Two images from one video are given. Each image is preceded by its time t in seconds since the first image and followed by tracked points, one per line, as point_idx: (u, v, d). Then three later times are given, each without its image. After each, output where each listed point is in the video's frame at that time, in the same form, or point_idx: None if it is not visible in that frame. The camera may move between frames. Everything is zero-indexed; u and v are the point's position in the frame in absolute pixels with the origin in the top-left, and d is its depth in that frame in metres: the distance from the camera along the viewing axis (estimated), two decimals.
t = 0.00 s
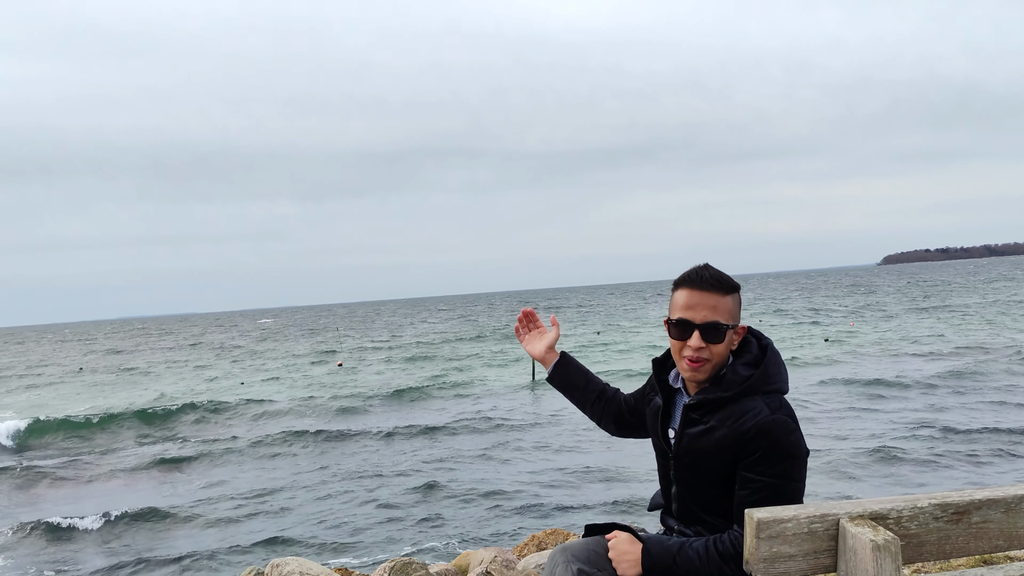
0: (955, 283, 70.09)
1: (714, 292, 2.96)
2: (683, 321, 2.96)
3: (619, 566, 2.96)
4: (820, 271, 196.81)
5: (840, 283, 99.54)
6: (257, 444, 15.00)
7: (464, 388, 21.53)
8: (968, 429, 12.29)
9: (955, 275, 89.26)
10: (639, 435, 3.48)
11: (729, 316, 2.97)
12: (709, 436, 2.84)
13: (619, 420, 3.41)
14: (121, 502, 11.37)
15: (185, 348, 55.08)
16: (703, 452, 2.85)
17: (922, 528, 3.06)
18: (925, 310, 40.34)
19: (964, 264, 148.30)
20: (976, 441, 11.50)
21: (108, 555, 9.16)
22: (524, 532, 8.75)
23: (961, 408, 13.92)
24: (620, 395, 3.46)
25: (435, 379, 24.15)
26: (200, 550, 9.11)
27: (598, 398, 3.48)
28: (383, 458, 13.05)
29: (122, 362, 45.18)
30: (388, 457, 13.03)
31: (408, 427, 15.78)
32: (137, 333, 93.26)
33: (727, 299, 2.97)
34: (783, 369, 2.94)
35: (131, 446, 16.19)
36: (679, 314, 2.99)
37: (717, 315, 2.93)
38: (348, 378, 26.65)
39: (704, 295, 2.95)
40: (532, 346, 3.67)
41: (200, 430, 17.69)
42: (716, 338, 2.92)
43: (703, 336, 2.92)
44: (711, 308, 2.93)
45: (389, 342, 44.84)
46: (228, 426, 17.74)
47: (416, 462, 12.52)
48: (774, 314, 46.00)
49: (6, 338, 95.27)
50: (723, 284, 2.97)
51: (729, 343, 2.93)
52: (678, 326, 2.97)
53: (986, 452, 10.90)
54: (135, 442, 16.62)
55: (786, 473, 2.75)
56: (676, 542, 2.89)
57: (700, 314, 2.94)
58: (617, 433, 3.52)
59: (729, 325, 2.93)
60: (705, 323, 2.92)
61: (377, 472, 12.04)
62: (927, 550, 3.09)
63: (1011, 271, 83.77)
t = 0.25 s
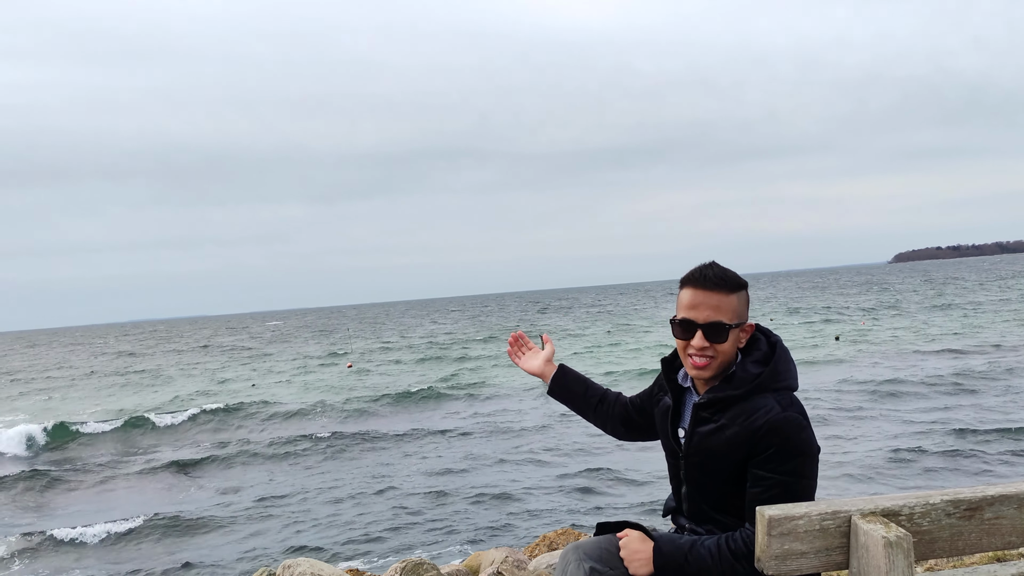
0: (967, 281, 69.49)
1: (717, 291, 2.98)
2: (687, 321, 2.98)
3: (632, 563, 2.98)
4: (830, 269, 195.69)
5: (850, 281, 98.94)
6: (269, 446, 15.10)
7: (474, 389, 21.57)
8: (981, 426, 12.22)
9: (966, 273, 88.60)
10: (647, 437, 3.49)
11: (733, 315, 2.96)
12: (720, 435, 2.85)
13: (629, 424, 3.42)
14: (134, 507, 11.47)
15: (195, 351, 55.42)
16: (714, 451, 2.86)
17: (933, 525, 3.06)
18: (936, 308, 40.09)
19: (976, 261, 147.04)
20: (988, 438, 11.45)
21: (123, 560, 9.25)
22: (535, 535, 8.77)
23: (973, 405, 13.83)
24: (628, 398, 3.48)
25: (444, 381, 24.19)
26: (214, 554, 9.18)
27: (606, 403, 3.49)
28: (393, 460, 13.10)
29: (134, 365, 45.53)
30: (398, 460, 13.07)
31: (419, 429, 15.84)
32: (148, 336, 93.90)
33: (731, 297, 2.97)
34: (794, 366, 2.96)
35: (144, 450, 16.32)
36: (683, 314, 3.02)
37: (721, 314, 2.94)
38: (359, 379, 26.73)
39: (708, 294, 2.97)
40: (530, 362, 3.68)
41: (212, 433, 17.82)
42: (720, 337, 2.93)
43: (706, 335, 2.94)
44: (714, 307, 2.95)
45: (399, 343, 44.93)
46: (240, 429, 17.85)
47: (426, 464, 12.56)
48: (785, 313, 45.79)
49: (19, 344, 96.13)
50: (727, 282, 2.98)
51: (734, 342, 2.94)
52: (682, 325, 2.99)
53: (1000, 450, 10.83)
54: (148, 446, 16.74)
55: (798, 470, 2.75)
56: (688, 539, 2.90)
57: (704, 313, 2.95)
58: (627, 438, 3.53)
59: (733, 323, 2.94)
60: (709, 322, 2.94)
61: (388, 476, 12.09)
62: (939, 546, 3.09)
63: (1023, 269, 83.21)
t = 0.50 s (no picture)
0: (969, 279, 69.35)
1: (689, 294, 2.99)
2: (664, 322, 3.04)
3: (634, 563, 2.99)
4: (833, 268, 195.42)
5: (852, 280, 98.83)
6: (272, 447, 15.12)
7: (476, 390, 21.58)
8: (984, 424, 12.20)
9: (969, 271, 88.50)
10: (650, 434, 3.49)
11: (703, 320, 2.95)
12: (719, 432, 2.86)
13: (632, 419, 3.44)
14: (138, 510, 11.49)
15: (198, 352, 55.49)
16: (713, 449, 2.87)
17: (934, 522, 3.06)
18: (939, 306, 40.05)
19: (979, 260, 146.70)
20: (991, 436, 11.44)
21: (128, 563, 9.27)
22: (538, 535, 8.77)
23: (976, 403, 13.81)
24: (633, 394, 3.49)
25: (446, 381, 24.21)
26: (218, 557, 9.21)
27: (611, 400, 3.50)
28: (396, 461, 13.12)
29: (137, 366, 45.62)
30: (401, 461, 13.09)
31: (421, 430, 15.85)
32: (151, 338, 94.03)
33: (707, 301, 2.95)
34: (791, 363, 2.96)
35: (147, 453, 16.36)
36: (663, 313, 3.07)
37: (684, 318, 2.97)
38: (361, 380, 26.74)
39: (681, 297, 3.01)
40: (535, 357, 3.71)
41: (215, 434, 17.85)
42: (685, 340, 2.96)
43: (674, 337, 2.99)
44: (682, 311, 2.98)
45: (402, 344, 44.98)
46: (243, 430, 17.88)
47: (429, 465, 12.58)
48: (787, 312, 45.71)
49: (23, 346, 96.30)
50: (700, 286, 2.96)
51: (698, 347, 2.95)
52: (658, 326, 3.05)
53: (1003, 447, 10.81)
54: (151, 448, 16.76)
55: (798, 467, 2.76)
56: (692, 536, 2.89)
57: (675, 313, 3.01)
58: (633, 434, 3.54)
59: (697, 327, 2.95)
60: (673, 325, 2.99)
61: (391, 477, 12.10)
62: (941, 544, 3.09)
63: None
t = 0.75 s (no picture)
0: (968, 279, 69.30)
1: (684, 292, 3.02)
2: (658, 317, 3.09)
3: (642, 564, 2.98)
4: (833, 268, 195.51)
5: (852, 280, 98.88)
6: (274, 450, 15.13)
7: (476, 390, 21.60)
8: (983, 423, 12.23)
9: (969, 270, 88.52)
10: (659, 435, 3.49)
11: (696, 318, 2.97)
12: (720, 430, 2.87)
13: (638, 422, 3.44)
14: (139, 512, 11.51)
15: (198, 352, 55.53)
16: (714, 446, 2.88)
17: (933, 520, 3.08)
18: (937, 306, 40.11)
19: (979, 259, 146.76)
20: (991, 435, 11.47)
21: (129, 566, 9.29)
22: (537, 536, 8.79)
23: (975, 402, 13.85)
24: (639, 399, 3.50)
25: (446, 382, 24.21)
26: (219, 560, 9.22)
27: (620, 407, 3.48)
28: (397, 462, 13.14)
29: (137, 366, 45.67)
30: (402, 462, 13.12)
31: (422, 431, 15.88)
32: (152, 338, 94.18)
33: (701, 301, 2.97)
34: (789, 359, 2.96)
35: (148, 455, 16.37)
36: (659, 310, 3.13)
37: (676, 314, 3.01)
38: (361, 380, 26.78)
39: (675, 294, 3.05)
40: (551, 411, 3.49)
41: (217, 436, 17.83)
42: (677, 336, 3.00)
43: (668, 333, 3.04)
44: (675, 308, 3.02)
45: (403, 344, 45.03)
46: (244, 432, 17.89)
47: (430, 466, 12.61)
48: (786, 312, 45.77)
49: (25, 347, 96.31)
50: (695, 285, 2.99)
51: (691, 344, 2.98)
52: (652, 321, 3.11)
53: (1002, 446, 10.84)
54: (152, 450, 16.79)
55: (799, 464, 2.77)
56: (697, 534, 2.88)
57: (669, 312, 3.05)
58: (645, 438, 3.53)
59: (690, 325, 2.97)
60: (667, 321, 3.04)
61: (392, 478, 12.12)
62: (939, 542, 3.10)
63: None
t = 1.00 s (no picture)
0: (969, 275, 69.18)
1: (669, 289, 3.06)
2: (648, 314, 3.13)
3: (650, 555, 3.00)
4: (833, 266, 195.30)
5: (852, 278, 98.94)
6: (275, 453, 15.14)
7: (477, 390, 21.64)
8: (983, 420, 12.25)
9: (970, 268, 88.38)
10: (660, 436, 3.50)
11: (679, 312, 2.99)
12: (719, 424, 2.88)
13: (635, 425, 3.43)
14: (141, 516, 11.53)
15: (199, 353, 55.58)
16: (714, 441, 2.89)
17: (929, 516, 3.09)
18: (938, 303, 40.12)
19: (979, 257, 146.80)
20: (990, 432, 11.49)
21: (131, 569, 9.30)
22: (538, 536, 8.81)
23: (975, 399, 13.85)
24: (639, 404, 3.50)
25: (446, 382, 24.22)
26: (221, 563, 9.24)
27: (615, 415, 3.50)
28: (398, 464, 13.17)
29: (138, 368, 45.71)
30: (403, 464, 13.14)
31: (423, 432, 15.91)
32: (153, 339, 94.26)
33: (684, 296, 3.00)
34: (785, 352, 2.98)
35: (149, 458, 16.39)
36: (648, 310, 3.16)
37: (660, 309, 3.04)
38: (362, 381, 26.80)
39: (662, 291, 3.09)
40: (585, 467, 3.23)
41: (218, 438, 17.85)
42: (663, 331, 3.04)
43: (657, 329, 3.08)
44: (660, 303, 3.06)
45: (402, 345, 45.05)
46: (245, 434, 17.90)
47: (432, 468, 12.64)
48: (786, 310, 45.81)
49: (26, 349, 96.37)
50: (678, 280, 3.02)
51: (677, 339, 3.00)
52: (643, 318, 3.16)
53: (1001, 442, 10.88)
54: (154, 453, 16.82)
55: (799, 457, 2.78)
56: (700, 529, 2.89)
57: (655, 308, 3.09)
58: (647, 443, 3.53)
59: (674, 319, 3.00)
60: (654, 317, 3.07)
61: (393, 480, 12.15)
62: (936, 537, 3.11)
63: None
